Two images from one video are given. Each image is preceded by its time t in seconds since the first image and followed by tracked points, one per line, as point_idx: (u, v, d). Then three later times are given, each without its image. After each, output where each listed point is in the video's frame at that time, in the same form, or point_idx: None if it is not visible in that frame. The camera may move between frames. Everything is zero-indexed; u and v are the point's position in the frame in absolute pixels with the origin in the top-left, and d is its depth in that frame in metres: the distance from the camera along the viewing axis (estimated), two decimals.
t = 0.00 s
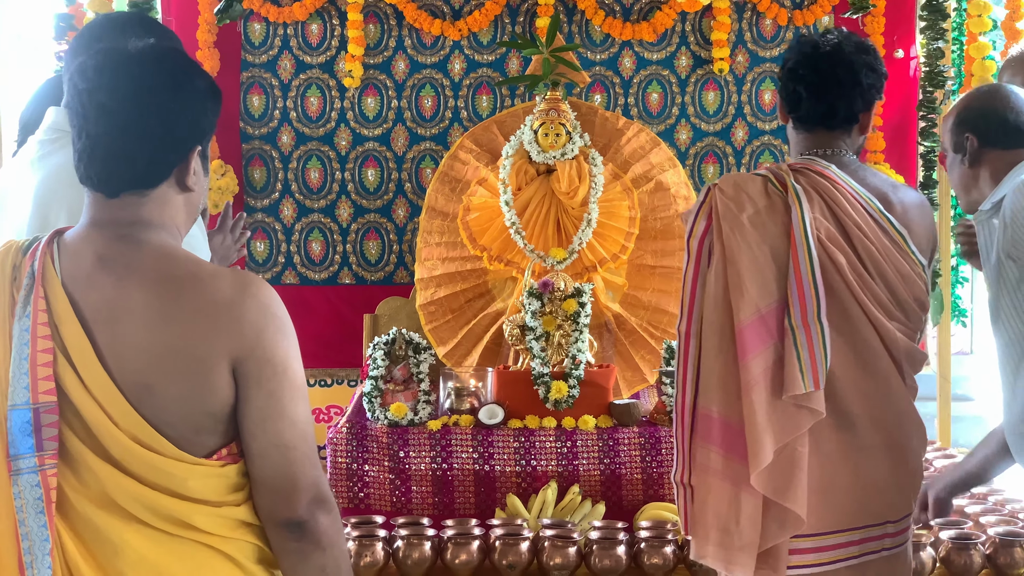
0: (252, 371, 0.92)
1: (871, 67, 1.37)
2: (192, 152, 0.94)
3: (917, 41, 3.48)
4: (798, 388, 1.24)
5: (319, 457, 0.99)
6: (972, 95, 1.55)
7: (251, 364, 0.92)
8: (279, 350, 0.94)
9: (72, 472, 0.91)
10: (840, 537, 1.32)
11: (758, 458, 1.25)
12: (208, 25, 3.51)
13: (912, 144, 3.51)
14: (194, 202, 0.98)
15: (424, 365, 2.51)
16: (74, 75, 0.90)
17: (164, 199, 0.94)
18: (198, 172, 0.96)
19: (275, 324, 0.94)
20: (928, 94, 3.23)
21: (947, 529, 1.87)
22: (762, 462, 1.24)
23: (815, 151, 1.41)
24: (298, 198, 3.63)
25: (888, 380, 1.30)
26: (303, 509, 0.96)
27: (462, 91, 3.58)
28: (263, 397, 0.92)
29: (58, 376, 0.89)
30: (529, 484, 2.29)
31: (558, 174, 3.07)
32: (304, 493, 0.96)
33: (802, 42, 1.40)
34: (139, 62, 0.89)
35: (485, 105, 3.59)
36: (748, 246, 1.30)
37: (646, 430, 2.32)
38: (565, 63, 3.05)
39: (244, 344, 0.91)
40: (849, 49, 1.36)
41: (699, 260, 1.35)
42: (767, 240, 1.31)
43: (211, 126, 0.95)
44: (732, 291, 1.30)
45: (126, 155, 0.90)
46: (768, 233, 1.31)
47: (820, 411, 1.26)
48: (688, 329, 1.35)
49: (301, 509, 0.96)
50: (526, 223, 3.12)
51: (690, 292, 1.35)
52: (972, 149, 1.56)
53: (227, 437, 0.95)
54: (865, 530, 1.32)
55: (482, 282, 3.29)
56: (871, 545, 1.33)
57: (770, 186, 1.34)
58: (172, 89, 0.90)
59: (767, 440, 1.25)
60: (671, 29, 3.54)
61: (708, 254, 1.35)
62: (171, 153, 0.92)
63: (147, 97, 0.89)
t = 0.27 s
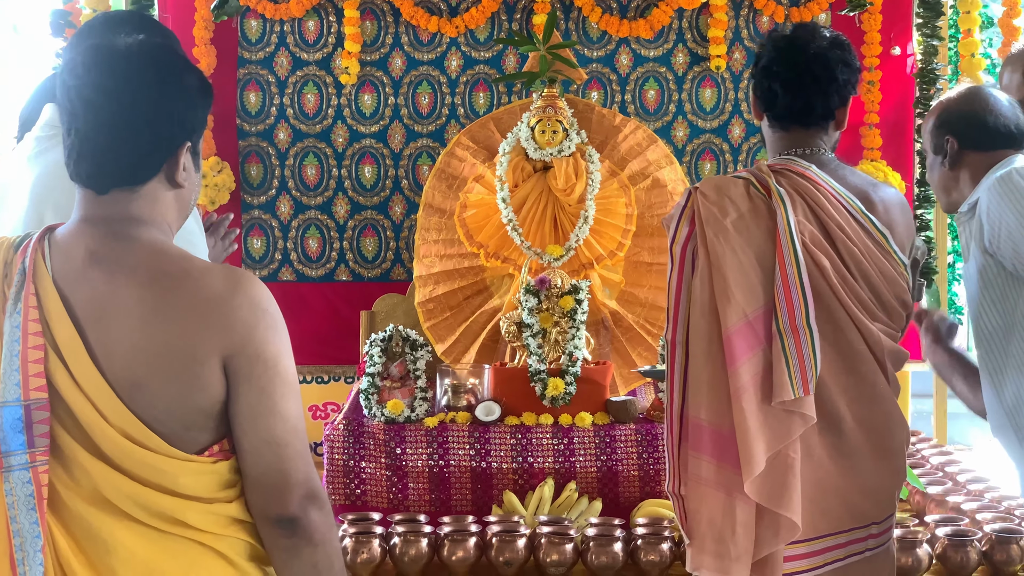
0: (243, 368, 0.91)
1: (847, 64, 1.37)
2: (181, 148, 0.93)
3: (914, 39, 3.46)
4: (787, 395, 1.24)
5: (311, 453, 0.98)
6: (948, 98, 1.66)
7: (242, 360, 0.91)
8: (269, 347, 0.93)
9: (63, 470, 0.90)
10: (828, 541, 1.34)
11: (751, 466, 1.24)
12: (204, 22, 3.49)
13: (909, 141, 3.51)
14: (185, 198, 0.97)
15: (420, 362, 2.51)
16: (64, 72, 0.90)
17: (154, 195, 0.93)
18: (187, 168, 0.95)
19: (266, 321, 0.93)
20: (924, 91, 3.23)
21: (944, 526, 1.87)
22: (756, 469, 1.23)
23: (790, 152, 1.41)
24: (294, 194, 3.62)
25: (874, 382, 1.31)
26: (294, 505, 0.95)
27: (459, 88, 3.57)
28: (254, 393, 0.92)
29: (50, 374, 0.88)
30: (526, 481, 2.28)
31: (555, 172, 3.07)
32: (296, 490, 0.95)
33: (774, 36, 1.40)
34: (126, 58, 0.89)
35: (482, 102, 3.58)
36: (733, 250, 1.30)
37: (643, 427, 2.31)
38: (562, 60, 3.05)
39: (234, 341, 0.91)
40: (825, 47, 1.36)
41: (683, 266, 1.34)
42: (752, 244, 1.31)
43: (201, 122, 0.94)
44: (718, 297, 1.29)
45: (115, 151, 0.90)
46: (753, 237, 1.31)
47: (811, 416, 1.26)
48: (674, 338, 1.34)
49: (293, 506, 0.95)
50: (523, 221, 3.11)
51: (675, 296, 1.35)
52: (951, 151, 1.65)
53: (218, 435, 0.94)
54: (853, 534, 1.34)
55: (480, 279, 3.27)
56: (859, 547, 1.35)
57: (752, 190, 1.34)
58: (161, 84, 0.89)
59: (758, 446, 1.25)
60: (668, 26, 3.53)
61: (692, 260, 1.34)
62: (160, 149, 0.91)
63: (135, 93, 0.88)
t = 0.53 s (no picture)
0: (235, 364, 0.90)
1: (828, 59, 1.36)
2: (172, 144, 0.91)
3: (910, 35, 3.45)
4: (773, 401, 1.23)
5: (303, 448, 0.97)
6: (938, 95, 1.65)
7: (233, 356, 0.90)
8: (261, 343, 0.91)
9: (55, 466, 0.89)
10: (817, 543, 1.33)
11: (739, 472, 1.23)
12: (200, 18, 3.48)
13: (905, 139, 3.50)
14: (176, 195, 0.96)
15: (417, 359, 2.50)
16: (53, 68, 0.88)
17: (145, 190, 0.92)
18: (178, 165, 0.94)
19: (258, 317, 0.92)
20: (920, 89, 3.23)
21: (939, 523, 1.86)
22: (743, 476, 1.23)
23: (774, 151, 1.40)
24: (291, 191, 3.60)
25: (860, 384, 1.30)
26: (286, 501, 0.94)
27: (455, 85, 3.55)
28: (244, 389, 0.90)
29: (41, 370, 0.87)
30: (523, 478, 2.28)
31: (551, 169, 3.05)
32: (288, 486, 0.94)
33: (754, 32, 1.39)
34: (117, 53, 0.87)
35: (479, 99, 3.56)
36: (718, 254, 1.29)
37: (639, 425, 2.30)
38: (558, 58, 3.04)
39: (225, 337, 0.89)
40: (806, 42, 1.35)
41: (668, 270, 1.34)
42: (737, 247, 1.30)
43: (192, 117, 0.93)
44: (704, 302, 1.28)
45: (105, 147, 0.88)
46: (738, 240, 1.30)
47: (797, 420, 1.25)
48: (660, 341, 1.33)
49: (285, 502, 0.94)
50: (519, 218, 3.11)
51: (660, 300, 1.34)
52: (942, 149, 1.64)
53: (211, 430, 0.93)
54: (840, 535, 1.34)
55: (477, 276, 3.26)
56: (847, 548, 1.35)
57: (737, 192, 1.33)
58: (151, 79, 0.88)
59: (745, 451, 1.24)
60: (664, 23, 3.52)
61: (677, 263, 1.34)
62: (151, 144, 0.90)
63: (126, 88, 0.87)
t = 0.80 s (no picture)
0: (231, 361, 0.91)
1: (820, 57, 1.36)
2: (168, 142, 0.92)
3: (910, 34, 3.44)
4: (764, 405, 1.23)
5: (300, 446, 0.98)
6: (937, 93, 1.65)
7: (230, 354, 0.90)
8: (257, 340, 0.92)
9: (52, 464, 0.89)
10: (807, 547, 1.34)
11: (730, 478, 1.22)
12: (199, 16, 3.47)
13: (904, 137, 3.49)
14: (172, 192, 0.96)
15: (416, 357, 2.49)
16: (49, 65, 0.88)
17: (141, 188, 0.92)
18: (174, 162, 0.94)
19: (255, 315, 0.92)
20: (920, 87, 3.22)
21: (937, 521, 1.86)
22: (734, 482, 1.22)
23: (766, 150, 1.39)
24: (290, 189, 3.59)
25: (852, 386, 1.29)
26: (283, 498, 0.95)
27: (454, 83, 3.54)
28: (242, 386, 0.91)
29: (38, 368, 0.88)
30: (522, 476, 2.28)
31: (550, 167, 3.04)
32: (285, 484, 0.95)
33: (746, 30, 1.38)
34: (113, 50, 0.87)
35: (478, 97, 3.55)
36: (709, 258, 1.28)
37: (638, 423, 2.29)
38: (558, 56, 3.03)
39: (222, 334, 0.90)
40: (798, 40, 1.36)
41: (659, 273, 1.35)
42: (728, 250, 1.30)
43: (187, 116, 0.93)
44: (695, 306, 1.28)
45: (101, 145, 0.88)
46: (729, 244, 1.30)
47: (788, 424, 1.25)
48: (651, 344, 1.34)
49: (281, 499, 0.95)
50: (518, 216, 3.10)
51: (652, 305, 1.34)
52: (940, 147, 1.64)
53: (206, 427, 0.94)
54: (830, 538, 1.35)
55: (476, 274, 3.26)
56: (836, 551, 1.36)
57: (728, 195, 1.33)
58: (147, 77, 0.88)
59: (735, 455, 1.23)
60: (664, 21, 3.52)
61: (668, 267, 1.35)
62: (148, 141, 0.90)
63: (122, 85, 0.87)
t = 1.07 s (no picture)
0: (227, 359, 0.90)
1: (816, 56, 1.36)
2: (163, 141, 0.91)
3: (908, 33, 3.44)
4: (763, 411, 1.23)
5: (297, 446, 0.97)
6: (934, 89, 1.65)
7: (225, 352, 0.90)
8: (253, 339, 0.92)
9: (48, 463, 0.89)
10: (802, 549, 1.33)
11: (730, 483, 1.22)
12: (198, 15, 3.46)
13: (903, 136, 3.48)
14: (167, 190, 0.96)
15: (415, 356, 2.48)
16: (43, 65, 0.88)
17: (136, 186, 0.92)
18: (169, 161, 0.93)
19: (250, 313, 0.92)
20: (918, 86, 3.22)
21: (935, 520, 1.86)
22: (734, 488, 1.22)
23: (763, 150, 1.40)
24: (289, 188, 3.59)
25: (850, 388, 1.29)
26: (280, 497, 0.95)
27: (453, 82, 3.54)
28: (238, 385, 0.91)
29: (34, 367, 0.87)
30: (521, 475, 2.28)
31: (549, 166, 3.04)
32: (281, 482, 0.94)
33: (742, 29, 1.38)
34: (107, 50, 0.87)
35: (477, 96, 3.55)
36: (706, 263, 1.28)
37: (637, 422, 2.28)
38: (557, 55, 3.02)
39: (217, 333, 0.90)
40: (791, 38, 1.35)
41: (657, 276, 1.34)
42: (725, 254, 1.30)
43: (182, 116, 0.92)
44: (693, 311, 1.27)
45: (97, 145, 0.88)
46: (726, 248, 1.30)
47: (786, 428, 1.25)
48: (649, 348, 1.33)
49: (278, 497, 0.95)
50: (517, 215, 3.10)
51: (649, 311, 1.34)
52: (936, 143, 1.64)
53: (203, 426, 0.94)
54: (826, 540, 1.34)
55: (475, 273, 3.25)
56: (833, 552, 1.35)
57: (725, 199, 1.32)
58: (141, 76, 0.88)
59: (735, 460, 1.23)
60: (663, 21, 3.51)
61: (666, 270, 1.33)
62: (144, 140, 0.90)
63: (116, 85, 0.87)
